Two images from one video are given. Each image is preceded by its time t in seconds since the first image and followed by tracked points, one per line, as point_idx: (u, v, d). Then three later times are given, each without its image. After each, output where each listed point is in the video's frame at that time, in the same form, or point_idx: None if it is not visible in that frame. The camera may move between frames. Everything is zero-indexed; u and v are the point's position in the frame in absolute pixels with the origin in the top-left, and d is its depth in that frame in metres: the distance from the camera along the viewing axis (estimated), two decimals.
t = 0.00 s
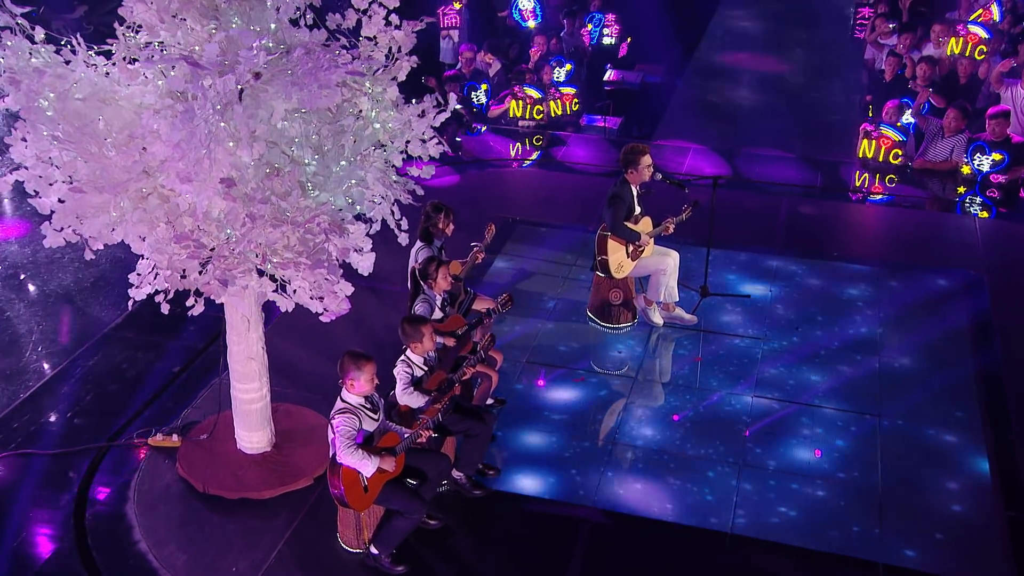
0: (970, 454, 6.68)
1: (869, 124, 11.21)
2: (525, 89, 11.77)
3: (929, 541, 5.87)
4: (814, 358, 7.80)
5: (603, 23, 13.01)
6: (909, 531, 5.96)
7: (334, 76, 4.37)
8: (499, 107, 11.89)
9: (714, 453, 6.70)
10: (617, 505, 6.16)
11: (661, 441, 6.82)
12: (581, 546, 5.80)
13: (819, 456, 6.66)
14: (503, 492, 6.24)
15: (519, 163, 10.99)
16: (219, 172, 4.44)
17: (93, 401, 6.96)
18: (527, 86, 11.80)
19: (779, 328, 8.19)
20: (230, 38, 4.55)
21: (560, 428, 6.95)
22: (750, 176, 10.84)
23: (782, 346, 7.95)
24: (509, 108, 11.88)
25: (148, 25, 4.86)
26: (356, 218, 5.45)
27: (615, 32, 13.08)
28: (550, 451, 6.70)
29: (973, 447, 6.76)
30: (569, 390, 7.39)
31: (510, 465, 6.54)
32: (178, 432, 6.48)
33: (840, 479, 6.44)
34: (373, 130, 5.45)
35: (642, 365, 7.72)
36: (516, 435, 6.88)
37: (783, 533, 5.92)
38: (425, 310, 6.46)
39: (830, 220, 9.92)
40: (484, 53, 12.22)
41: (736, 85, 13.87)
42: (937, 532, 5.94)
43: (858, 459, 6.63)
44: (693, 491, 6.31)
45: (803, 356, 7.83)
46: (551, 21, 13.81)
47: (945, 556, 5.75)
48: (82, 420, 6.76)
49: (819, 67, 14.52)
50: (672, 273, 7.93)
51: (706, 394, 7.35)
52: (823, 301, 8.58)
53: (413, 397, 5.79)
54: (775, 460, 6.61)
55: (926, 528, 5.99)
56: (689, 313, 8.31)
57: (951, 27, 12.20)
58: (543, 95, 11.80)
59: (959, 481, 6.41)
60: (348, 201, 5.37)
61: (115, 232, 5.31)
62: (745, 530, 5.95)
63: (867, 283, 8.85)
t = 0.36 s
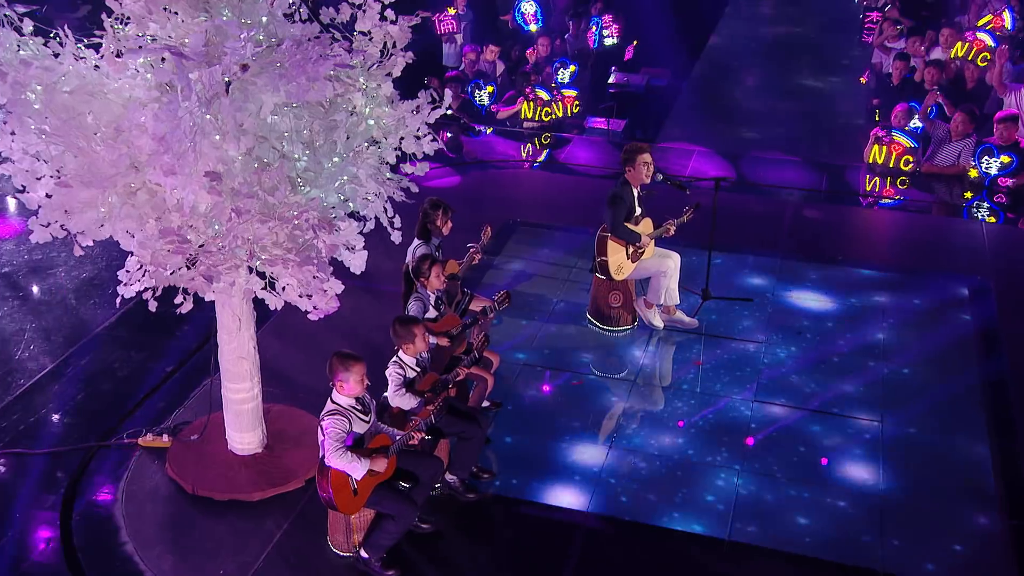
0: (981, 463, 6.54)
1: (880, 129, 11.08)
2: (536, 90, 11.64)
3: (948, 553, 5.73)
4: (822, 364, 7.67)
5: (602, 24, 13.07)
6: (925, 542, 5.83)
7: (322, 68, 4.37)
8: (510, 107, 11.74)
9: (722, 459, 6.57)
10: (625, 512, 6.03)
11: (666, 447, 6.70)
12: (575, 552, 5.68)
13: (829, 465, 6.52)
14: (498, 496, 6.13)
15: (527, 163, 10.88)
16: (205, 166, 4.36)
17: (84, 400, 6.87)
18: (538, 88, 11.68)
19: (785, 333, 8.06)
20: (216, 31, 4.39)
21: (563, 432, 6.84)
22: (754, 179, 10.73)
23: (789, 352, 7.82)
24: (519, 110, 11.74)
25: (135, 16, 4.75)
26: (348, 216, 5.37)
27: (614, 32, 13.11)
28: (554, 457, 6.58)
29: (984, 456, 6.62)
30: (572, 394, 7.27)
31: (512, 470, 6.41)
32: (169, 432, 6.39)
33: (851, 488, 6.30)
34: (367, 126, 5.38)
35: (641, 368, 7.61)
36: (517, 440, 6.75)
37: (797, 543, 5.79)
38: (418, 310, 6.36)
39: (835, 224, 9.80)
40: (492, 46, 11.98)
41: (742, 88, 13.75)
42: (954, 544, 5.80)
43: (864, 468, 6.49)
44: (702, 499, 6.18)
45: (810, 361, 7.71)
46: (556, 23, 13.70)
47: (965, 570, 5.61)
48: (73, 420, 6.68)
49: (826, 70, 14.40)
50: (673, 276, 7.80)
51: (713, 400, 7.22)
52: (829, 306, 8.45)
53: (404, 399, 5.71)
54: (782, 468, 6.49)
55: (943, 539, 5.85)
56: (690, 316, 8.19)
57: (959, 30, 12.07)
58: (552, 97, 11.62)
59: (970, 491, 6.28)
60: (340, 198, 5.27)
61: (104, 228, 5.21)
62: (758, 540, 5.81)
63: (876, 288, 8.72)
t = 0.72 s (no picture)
0: (1003, 475, 6.41)
1: (895, 136, 10.85)
2: (536, 93, 11.58)
3: (979, 569, 5.59)
4: (834, 371, 7.54)
5: (612, 28, 12.63)
6: (953, 557, 5.69)
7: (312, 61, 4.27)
8: (511, 112, 11.76)
9: (737, 468, 6.43)
10: (643, 522, 5.89)
11: (674, 454, 6.56)
12: (574, 556, 5.58)
13: (844, 474, 6.38)
14: (496, 500, 6.03)
15: (529, 167, 10.80)
16: (195, 159, 4.27)
17: (79, 399, 6.80)
18: (538, 90, 11.62)
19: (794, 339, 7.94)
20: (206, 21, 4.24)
21: (568, 437, 6.73)
22: (763, 184, 10.60)
23: (800, 359, 7.67)
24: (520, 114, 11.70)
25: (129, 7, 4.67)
26: (345, 213, 5.27)
27: (622, 37, 12.66)
28: (562, 463, 6.45)
29: (1004, 468, 6.48)
30: (576, 399, 7.16)
31: (520, 477, 6.28)
32: (164, 432, 6.31)
33: (863, 497, 6.17)
34: (364, 123, 5.31)
35: (644, 372, 7.50)
36: (521, 445, 6.63)
37: (821, 557, 5.65)
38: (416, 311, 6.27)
39: (845, 230, 9.66)
40: (498, 43, 11.92)
41: (753, 93, 13.62)
42: (985, 560, 5.67)
43: (881, 479, 6.34)
44: (720, 508, 6.04)
45: (823, 367, 7.57)
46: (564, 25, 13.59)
47: None
48: (67, 418, 6.60)
49: (837, 75, 14.25)
50: (677, 278, 7.69)
51: (722, 407, 7.08)
52: (839, 313, 8.31)
53: (400, 398, 5.60)
54: (800, 477, 6.34)
55: (970, 553, 5.72)
56: (694, 321, 8.07)
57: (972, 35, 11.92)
58: (554, 99, 11.58)
59: (994, 503, 6.14)
60: (337, 195, 5.17)
61: (96, 224, 5.12)
62: (782, 553, 5.67)
63: (888, 294, 8.58)
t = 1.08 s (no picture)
0: None
1: (907, 141, 10.79)
2: (532, 96, 11.56)
3: None
4: (851, 380, 7.37)
5: (630, 31, 12.73)
6: (988, 574, 5.53)
7: (310, 52, 4.17)
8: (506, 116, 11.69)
9: (758, 481, 6.26)
10: (667, 535, 5.74)
11: (681, 461, 6.44)
12: (574, 563, 5.47)
13: (869, 488, 6.21)
14: (497, 505, 5.92)
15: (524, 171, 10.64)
16: (190, 152, 4.17)
17: (80, 397, 6.74)
18: (534, 93, 11.58)
19: (806, 346, 7.80)
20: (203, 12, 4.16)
21: (578, 445, 6.59)
22: (777, 189, 10.48)
23: (817, 368, 7.51)
24: (516, 117, 11.67)
25: None
26: (346, 211, 5.21)
27: (640, 41, 12.77)
28: (576, 472, 6.31)
29: None
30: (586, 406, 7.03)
31: (535, 486, 6.14)
32: (163, 431, 6.24)
33: (874, 508, 6.03)
34: (367, 120, 5.23)
35: (652, 377, 7.39)
36: (531, 452, 6.50)
37: (852, 573, 5.49)
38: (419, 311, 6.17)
39: (859, 236, 9.53)
40: (511, 43, 11.93)
41: (768, 98, 13.50)
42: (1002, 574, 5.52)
43: (892, 489, 6.20)
44: (746, 522, 5.87)
45: (840, 376, 7.42)
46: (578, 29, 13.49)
47: None
48: (67, 417, 6.54)
49: (855, 81, 14.10)
50: (687, 283, 7.58)
51: (730, 413, 6.96)
52: (855, 322, 8.14)
53: (403, 397, 5.50)
54: (813, 488, 6.20)
55: (1005, 570, 5.56)
56: (704, 326, 7.95)
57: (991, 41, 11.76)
58: (549, 101, 11.49)
59: (1018, 517, 5.99)
60: (339, 193, 5.10)
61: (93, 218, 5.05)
62: (813, 569, 5.51)
63: (907, 303, 8.42)
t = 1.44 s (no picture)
0: None
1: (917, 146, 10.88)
2: (539, 105, 11.59)
3: None
4: (867, 391, 7.21)
5: (650, 36, 12.50)
6: None
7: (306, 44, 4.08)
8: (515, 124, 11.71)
9: (777, 494, 6.09)
10: (693, 548, 5.58)
11: (687, 469, 6.32)
12: (573, 570, 5.36)
13: (907, 504, 6.03)
14: (499, 510, 5.82)
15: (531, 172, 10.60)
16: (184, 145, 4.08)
17: (80, 394, 6.69)
18: (540, 102, 11.59)
19: (819, 354, 7.64)
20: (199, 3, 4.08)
21: (586, 453, 6.46)
22: (791, 194, 10.34)
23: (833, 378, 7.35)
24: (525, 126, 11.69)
25: None
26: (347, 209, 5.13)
27: (661, 46, 12.53)
28: (586, 482, 6.17)
29: None
30: (593, 413, 6.90)
31: (545, 495, 6.01)
32: (162, 430, 6.17)
33: (883, 519, 5.89)
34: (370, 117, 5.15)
35: (660, 382, 7.28)
36: (537, 460, 6.37)
37: None
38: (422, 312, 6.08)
39: (874, 242, 9.38)
40: (525, 46, 11.74)
41: (784, 103, 13.35)
42: None
43: (902, 500, 6.07)
44: (769, 536, 5.71)
45: (857, 387, 7.26)
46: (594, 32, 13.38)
47: None
48: (66, 415, 6.48)
49: (872, 87, 13.94)
50: (696, 286, 7.42)
51: (738, 420, 6.84)
52: (870, 331, 7.98)
53: (405, 396, 5.41)
54: (821, 498, 6.06)
55: None
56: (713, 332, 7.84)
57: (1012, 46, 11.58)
58: (557, 109, 11.54)
59: None
60: (339, 190, 5.01)
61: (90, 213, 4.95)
62: None
63: (924, 312, 8.25)
